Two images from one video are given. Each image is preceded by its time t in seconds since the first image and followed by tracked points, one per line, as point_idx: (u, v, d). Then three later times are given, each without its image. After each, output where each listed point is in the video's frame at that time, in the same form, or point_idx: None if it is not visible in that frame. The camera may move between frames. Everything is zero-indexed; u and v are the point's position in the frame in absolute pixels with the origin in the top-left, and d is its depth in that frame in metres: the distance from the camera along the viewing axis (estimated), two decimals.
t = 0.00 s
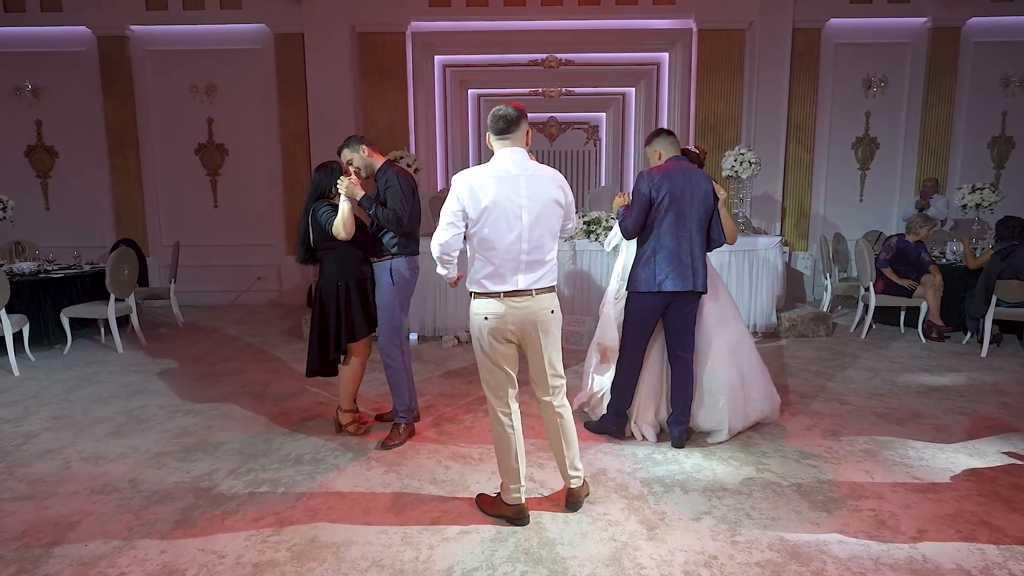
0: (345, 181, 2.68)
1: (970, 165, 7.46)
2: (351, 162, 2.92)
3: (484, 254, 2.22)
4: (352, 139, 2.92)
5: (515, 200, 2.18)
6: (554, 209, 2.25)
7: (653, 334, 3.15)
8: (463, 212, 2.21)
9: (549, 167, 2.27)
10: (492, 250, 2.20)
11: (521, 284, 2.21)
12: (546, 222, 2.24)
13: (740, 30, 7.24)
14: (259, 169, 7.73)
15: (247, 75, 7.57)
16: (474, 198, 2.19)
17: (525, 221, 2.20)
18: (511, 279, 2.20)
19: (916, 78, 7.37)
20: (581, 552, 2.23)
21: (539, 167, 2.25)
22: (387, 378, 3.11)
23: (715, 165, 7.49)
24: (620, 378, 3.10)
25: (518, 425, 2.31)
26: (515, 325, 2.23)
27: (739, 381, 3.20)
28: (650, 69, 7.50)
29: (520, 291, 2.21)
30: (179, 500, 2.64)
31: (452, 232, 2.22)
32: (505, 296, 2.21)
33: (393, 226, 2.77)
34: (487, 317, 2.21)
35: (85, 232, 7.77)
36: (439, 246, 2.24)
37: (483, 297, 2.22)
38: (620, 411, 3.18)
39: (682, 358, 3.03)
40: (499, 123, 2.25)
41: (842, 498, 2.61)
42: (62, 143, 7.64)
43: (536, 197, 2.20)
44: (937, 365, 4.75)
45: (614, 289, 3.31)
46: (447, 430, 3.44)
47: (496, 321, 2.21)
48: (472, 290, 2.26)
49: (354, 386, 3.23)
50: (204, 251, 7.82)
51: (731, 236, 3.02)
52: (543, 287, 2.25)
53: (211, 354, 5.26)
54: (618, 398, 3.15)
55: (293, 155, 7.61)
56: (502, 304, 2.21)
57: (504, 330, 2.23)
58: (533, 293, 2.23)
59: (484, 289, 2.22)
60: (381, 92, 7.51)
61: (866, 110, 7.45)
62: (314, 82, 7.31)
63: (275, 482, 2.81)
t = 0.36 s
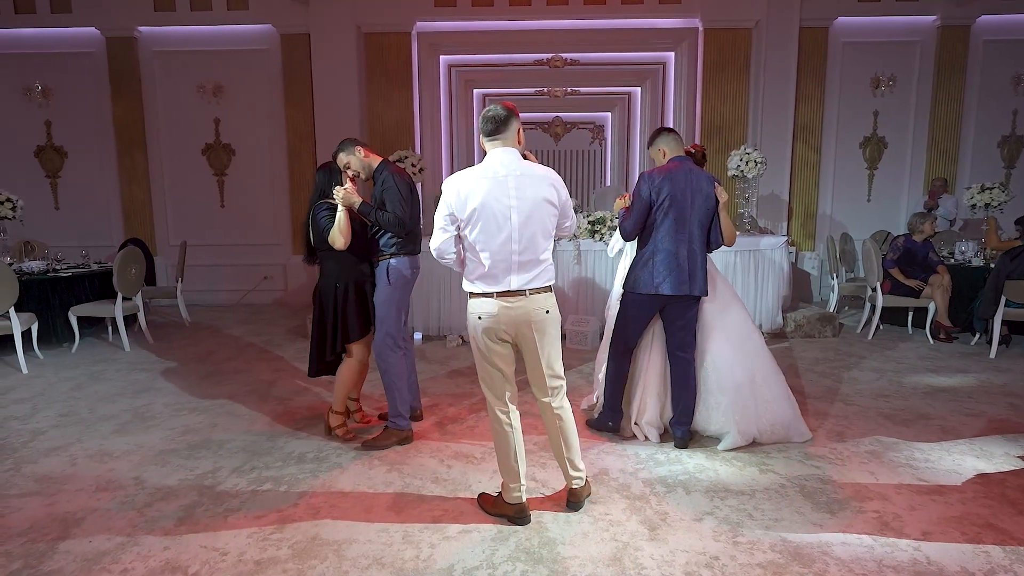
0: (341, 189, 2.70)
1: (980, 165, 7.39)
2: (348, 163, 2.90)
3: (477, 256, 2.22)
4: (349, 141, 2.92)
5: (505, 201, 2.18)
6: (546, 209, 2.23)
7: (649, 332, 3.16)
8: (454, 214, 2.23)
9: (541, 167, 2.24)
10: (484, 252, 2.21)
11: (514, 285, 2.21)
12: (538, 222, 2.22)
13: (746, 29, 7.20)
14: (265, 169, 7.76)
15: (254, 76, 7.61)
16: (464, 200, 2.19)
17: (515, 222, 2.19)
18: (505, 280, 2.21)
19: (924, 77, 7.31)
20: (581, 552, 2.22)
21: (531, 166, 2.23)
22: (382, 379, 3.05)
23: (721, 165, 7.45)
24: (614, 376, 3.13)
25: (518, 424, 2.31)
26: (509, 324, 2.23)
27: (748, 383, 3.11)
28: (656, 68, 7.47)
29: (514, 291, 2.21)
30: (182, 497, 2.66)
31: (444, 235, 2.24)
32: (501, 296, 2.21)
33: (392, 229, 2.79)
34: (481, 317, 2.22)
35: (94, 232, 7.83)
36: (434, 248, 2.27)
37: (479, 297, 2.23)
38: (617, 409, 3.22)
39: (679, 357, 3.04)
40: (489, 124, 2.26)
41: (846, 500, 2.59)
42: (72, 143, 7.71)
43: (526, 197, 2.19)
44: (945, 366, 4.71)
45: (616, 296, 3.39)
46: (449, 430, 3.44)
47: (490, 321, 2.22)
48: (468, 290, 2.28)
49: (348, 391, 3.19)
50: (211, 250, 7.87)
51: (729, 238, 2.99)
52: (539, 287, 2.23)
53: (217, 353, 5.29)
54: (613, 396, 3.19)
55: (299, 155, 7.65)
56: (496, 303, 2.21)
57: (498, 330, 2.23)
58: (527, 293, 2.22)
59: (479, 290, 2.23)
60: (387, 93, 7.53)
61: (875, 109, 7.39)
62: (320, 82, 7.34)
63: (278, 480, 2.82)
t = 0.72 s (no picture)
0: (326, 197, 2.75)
1: (985, 164, 7.35)
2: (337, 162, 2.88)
3: (489, 253, 2.22)
4: (337, 139, 2.89)
5: (517, 199, 2.18)
6: (558, 207, 2.23)
7: (631, 331, 3.14)
8: (466, 212, 2.23)
9: (553, 165, 2.25)
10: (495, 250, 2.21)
11: (526, 282, 2.20)
12: (550, 220, 2.22)
13: (750, 28, 7.17)
14: (268, 169, 7.78)
15: (257, 76, 7.62)
16: (476, 198, 2.20)
17: (526, 220, 2.19)
18: (517, 277, 2.20)
19: (929, 76, 7.28)
20: (582, 551, 2.21)
21: (543, 164, 2.23)
22: (380, 382, 3.03)
23: (724, 164, 7.42)
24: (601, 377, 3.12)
25: (525, 423, 2.31)
26: (521, 321, 2.22)
27: (733, 375, 3.09)
28: (659, 67, 7.45)
29: (526, 288, 2.21)
30: (184, 496, 2.66)
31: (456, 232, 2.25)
32: (512, 293, 2.21)
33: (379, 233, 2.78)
34: (493, 313, 2.22)
35: (98, 231, 7.86)
36: (446, 245, 2.28)
37: (491, 293, 2.23)
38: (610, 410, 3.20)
39: (667, 355, 3.02)
40: (502, 121, 2.25)
41: (848, 500, 2.58)
42: (76, 143, 7.73)
43: (537, 195, 2.19)
44: (949, 365, 4.68)
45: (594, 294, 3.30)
46: (451, 429, 3.43)
47: (501, 318, 2.21)
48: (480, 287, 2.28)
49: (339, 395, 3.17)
50: (214, 250, 7.89)
51: (699, 232, 2.93)
52: (550, 284, 2.24)
53: (219, 352, 5.30)
54: (602, 397, 3.18)
55: (302, 155, 7.65)
56: (508, 300, 2.21)
57: (509, 327, 2.22)
58: (539, 291, 2.22)
59: (491, 287, 2.23)
60: (389, 92, 7.53)
61: (879, 108, 7.36)
62: (323, 82, 7.35)
63: (279, 479, 2.82)
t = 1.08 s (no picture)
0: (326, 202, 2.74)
1: (989, 164, 7.33)
2: (337, 166, 2.88)
3: (526, 253, 2.19)
4: (335, 142, 2.88)
5: (554, 198, 2.16)
6: (592, 206, 2.23)
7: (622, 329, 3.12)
8: (503, 210, 2.18)
9: (587, 164, 2.25)
10: (533, 249, 2.18)
11: (562, 281, 2.20)
12: (585, 218, 2.22)
13: (753, 28, 7.16)
14: (270, 169, 7.79)
15: (260, 76, 7.63)
16: (515, 196, 2.15)
17: (564, 219, 2.17)
18: (554, 276, 2.19)
19: (932, 75, 7.25)
20: (585, 552, 2.21)
21: (577, 164, 2.23)
22: (381, 384, 3.02)
23: (726, 164, 7.41)
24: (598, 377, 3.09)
25: (538, 421, 2.30)
26: (557, 320, 2.21)
27: (720, 366, 3.17)
28: (661, 67, 7.45)
29: (563, 287, 2.20)
30: (187, 495, 2.67)
31: (493, 231, 2.18)
32: (548, 292, 2.19)
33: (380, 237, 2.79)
34: (529, 312, 2.19)
35: (101, 231, 7.88)
36: (481, 245, 2.20)
37: (527, 292, 2.20)
38: (607, 409, 3.17)
39: (656, 350, 3.08)
40: (540, 121, 2.24)
41: (852, 500, 2.57)
42: (79, 144, 7.75)
43: (574, 194, 2.18)
44: (953, 366, 4.67)
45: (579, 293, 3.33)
46: (453, 428, 3.43)
47: (538, 317, 2.19)
48: (513, 286, 2.24)
49: (341, 396, 3.17)
50: (217, 250, 7.90)
51: (679, 222, 2.95)
52: (585, 283, 2.24)
53: (222, 352, 5.30)
54: (599, 397, 3.15)
55: (304, 155, 7.66)
56: (544, 299, 2.19)
57: (544, 326, 2.20)
58: (575, 288, 2.22)
59: (527, 287, 2.20)
60: (391, 92, 7.53)
61: (882, 108, 7.34)
62: (326, 82, 7.36)
63: (281, 478, 2.82)
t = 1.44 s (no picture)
0: (334, 189, 2.73)
1: (992, 163, 7.30)
2: (345, 163, 2.88)
3: (560, 254, 2.15)
4: (344, 140, 2.89)
5: (590, 198, 2.15)
6: (622, 206, 2.23)
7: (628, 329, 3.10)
8: (539, 210, 2.13)
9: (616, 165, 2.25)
10: (568, 249, 2.15)
11: (595, 281, 2.19)
12: (615, 218, 2.22)
13: (755, 27, 7.14)
14: (272, 168, 7.80)
15: (261, 76, 7.64)
16: (552, 196, 2.12)
17: (598, 219, 2.17)
18: (587, 276, 2.18)
19: (935, 74, 7.23)
20: (587, 552, 2.20)
21: (608, 164, 2.23)
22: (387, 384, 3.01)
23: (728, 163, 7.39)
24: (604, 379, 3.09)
25: (551, 421, 2.28)
26: (590, 320, 2.20)
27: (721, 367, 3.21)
28: (663, 66, 7.44)
29: (595, 286, 2.19)
30: (189, 494, 2.67)
31: (529, 231, 2.12)
32: (581, 292, 2.18)
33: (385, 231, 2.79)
34: (562, 313, 2.16)
35: (104, 231, 7.90)
36: (516, 245, 2.14)
37: (559, 292, 2.17)
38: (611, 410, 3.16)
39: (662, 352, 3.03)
40: (571, 120, 2.22)
41: (855, 500, 2.56)
42: (82, 144, 7.77)
43: (608, 193, 2.18)
44: (956, 366, 4.65)
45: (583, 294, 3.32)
46: (455, 428, 3.43)
47: (572, 317, 2.17)
48: (544, 287, 2.20)
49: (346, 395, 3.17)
50: (219, 250, 7.91)
51: (682, 217, 2.93)
52: (614, 282, 2.26)
53: (224, 351, 5.31)
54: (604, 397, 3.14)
55: (306, 155, 7.67)
56: (576, 298, 2.17)
57: (576, 326, 2.18)
58: (606, 288, 2.23)
59: (561, 287, 2.17)
60: (393, 92, 7.52)
61: (885, 107, 7.32)
62: (328, 82, 7.36)
63: (283, 478, 2.82)
